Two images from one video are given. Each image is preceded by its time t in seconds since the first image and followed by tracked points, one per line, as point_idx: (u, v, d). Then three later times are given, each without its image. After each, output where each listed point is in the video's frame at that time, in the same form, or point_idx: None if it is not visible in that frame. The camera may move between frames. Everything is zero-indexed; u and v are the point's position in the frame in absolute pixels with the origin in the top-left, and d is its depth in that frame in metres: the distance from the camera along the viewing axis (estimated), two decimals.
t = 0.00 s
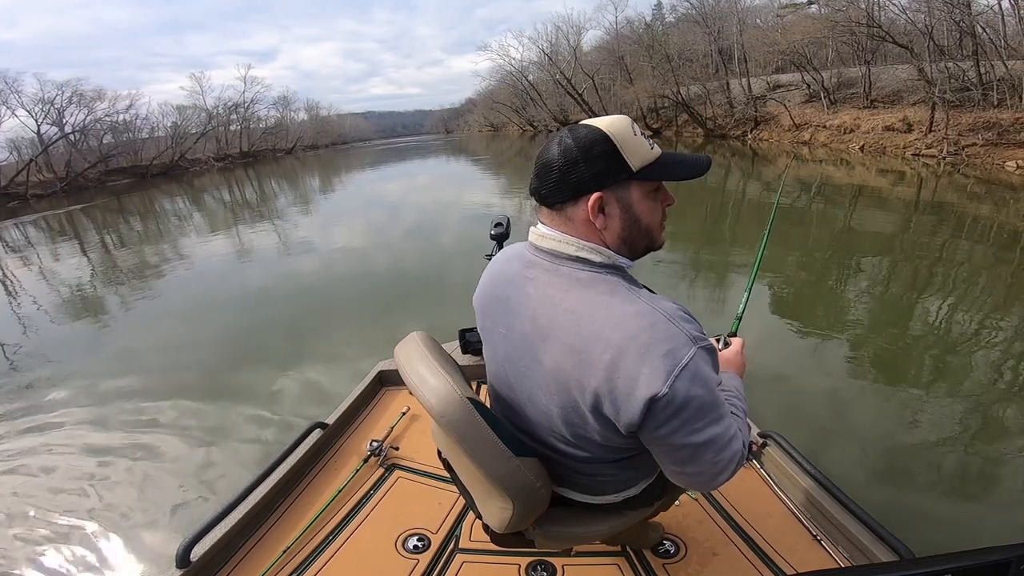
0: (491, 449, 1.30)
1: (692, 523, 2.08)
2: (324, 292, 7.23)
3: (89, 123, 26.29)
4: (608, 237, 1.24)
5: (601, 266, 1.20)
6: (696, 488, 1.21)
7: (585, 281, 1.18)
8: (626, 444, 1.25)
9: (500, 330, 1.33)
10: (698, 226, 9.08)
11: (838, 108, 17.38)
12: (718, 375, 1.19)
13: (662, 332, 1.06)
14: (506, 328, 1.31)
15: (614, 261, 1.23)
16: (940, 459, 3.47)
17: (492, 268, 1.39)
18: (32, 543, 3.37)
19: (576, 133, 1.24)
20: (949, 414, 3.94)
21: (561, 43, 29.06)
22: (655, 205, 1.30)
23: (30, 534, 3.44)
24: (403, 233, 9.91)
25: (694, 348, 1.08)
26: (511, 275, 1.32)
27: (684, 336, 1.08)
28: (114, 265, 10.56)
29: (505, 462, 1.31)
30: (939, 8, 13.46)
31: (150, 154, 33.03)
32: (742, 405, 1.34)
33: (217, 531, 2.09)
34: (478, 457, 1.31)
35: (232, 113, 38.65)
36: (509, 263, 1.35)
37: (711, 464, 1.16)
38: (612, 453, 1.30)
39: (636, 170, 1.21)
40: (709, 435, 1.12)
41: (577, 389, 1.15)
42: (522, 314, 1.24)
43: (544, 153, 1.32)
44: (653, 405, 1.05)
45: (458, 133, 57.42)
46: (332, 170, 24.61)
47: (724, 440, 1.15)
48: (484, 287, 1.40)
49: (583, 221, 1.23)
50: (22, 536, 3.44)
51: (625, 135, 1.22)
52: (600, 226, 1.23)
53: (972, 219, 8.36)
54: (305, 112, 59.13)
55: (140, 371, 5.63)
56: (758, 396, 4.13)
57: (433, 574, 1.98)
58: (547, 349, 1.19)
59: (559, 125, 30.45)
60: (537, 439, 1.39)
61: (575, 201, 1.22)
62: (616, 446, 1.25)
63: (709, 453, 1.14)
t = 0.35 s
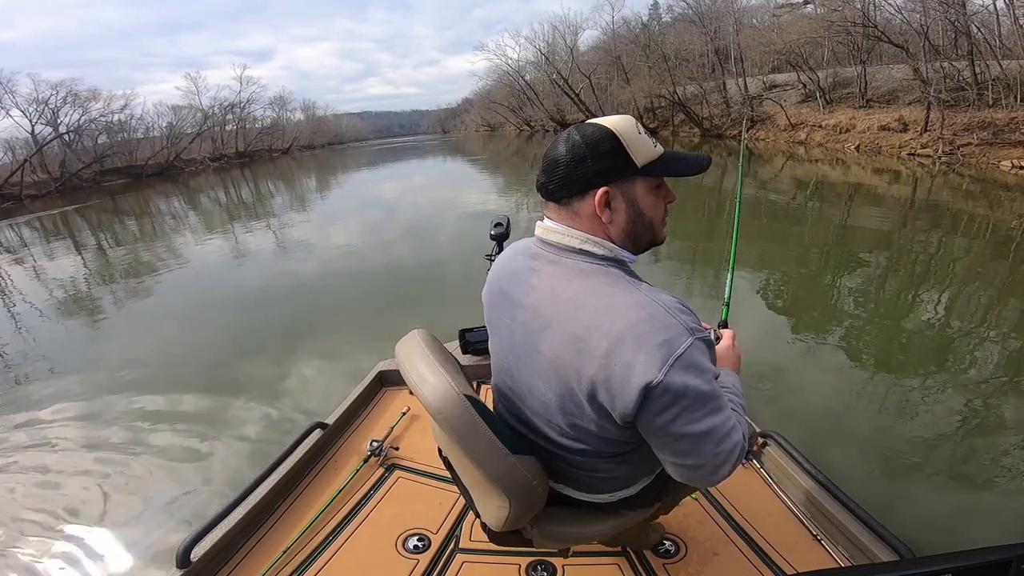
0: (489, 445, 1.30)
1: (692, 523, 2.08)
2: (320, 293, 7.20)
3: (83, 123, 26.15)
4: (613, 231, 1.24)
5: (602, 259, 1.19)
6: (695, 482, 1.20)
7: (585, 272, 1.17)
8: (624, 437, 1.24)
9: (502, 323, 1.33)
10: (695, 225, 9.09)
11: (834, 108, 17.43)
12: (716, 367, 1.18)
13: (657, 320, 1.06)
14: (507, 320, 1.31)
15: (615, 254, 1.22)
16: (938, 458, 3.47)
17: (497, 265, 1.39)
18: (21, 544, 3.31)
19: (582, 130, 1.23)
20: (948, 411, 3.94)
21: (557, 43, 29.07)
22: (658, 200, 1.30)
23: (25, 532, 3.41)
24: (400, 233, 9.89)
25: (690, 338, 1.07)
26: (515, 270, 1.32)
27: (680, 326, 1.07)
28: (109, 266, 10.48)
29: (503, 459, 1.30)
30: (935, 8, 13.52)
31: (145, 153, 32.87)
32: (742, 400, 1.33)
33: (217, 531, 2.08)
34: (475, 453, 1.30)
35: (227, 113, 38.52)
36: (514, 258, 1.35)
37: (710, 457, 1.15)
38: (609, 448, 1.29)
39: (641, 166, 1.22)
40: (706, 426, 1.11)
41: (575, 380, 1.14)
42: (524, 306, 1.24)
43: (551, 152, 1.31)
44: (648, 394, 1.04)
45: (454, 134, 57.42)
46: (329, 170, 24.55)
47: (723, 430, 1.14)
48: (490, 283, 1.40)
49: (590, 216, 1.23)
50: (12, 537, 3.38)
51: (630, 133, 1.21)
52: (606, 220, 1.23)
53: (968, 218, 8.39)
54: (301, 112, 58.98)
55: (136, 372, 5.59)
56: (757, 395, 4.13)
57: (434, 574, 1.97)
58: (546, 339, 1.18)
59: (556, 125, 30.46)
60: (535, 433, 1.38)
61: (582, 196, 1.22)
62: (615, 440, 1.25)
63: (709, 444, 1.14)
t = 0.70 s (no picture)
0: (487, 444, 1.29)
1: (692, 523, 2.07)
2: (317, 293, 7.17)
3: (78, 123, 26.00)
4: (629, 228, 1.26)
5: (600, 255, 1.19)
6: (693, 480, 1.20)
7: (583, 268, 1.17)
8: (622, 433, 1.23)
9: (500, 320, 1.32)
10: (693, 225, 9.08)
11: (830, 108, 17.47)
12: (714, 364, 1.17)
13: (652, 316, 1.05)
14: (505, 317, 1.30)
15: (613, 251, 1.22)
16: (936, 456, 3.47)
17: (499, 263, 1.38)
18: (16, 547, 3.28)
19: (604, 128, 1.25)
20: (945, 410, 3.94)
21: (554, 43, 29.06)
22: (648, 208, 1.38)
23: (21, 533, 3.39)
24: (397, 233, 9.86)
25: (687, 334, 1.07)
26: (514, 266, 1.31)
27: (676, 323, 1.06)
28: (104, 267, 10.41)
29: (500, 459, 1.30)
30: (930, 8, 13.57)
31: (140, 154, 32.71)
32: (741, 396, 1.33)
33: (217, 531, 2.07)
34: (473, 451, 1.30)
35: (223, 113, 38.37)
36: (514, 254, 1.34)
37: (708, 455, 1.15)
38: (607, 446, 1.28)
39: (658, 170, 1.30)
40: (703, 424, 1.11)
41: (571, 377, 1.14)
42: (522, 303, 1.24)
43: (566, 141, 1.25)
44: (643, 390, 1.04)
45: (451, 134, 57.37)
46: (325, 170, 24.48)
47: (721, 428, 1.13)
48: (490, 279, 1.39)
49: (615, 211, 1.22)
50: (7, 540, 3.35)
51: (649, 142, 1.28)
52: (628, 216, 1.25)
53: (964, 217, 8.42)
54: (297, 112, 58.83)
55: (133, 374, 5.56)
56: (756, 394, 4.12)
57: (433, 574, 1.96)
58: (544, 335, 1.18)
59: (553, 125, 30.44)
60: (533, 432, 1.37)
61: (617, 188, 1.21)
62: (613, 437, 1.24)
63: (707, 442, 1.13)
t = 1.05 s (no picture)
0: (488, 442, 1.28)
1: (692, 523, 2.07)
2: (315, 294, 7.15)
3: (74, 124, 25.89)
4: (627, 226, 1.24)
5: (603, 252, 1.18)
6: (693, 479, 1.19)
7: (586, 265, 1.17)
8: (624, 430, 1.22)
9: (504, 316, 1.32)
10: (690, 224, 9.09)
11: (826, 108, 17.51)
12: (715, 363, 1.17)
13: (654, 312, 1.05)
14: (509, 313, 1.30)
15: (616, 249, 1.21)
16: (933, 455, 3.48)
17: (503, 261, 1.38)
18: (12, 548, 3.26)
19: (605, 128, 1.23)
20: (942, 408, 3.95)
21: (551, 43, 29.07)
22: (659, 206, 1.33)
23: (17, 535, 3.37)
24: (395, 234, 9.85)
25: (688, 330, 1.06)
26: (519, 263, 1.31)
27: (678, 318, 1.06)
28: (100, 269, 10.36)
29: (500, 459, 1.29)
30: (925, 8, 13.61)
31: (136, 155, 32.59)
32: (741, 397, 1.33)
33: (216, 531, 2.07)
34: (473, 449, 1.29)
35: (220, 114, 38.26)
36: (519, 252, 1.34)
37: (708, 453, 1.14)
38: (609, 443, 1.28)
39: (661, 168, 1.26)
40: (703, 422, 1.10)
41: (574, 372, 1.14)
42: (527, 299, 1.23)
43: (566, 143, 1.26)
44: (645, 385, 1.03)
45: (448, 134, 57.30)
46: (322, 171, 24.41)
47: (722, 427, 1.13)
48: (495, 276, 1.39)
49: (610, 209, 1.21)
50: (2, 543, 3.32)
51: (652, 138, 1.26)
52: (624, 215, 1.23)
53: (959, 216, 8.44)
54: (294, 113, 58.64)
55: (130, 376, 5.53)
56: (754, 392, 4.12)
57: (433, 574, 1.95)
58: (547, 331, 1.18)
59: (550, 125, 30.44)
60: (534, 429, 1.37)
61: (609, 186, 1.20)
62: (614, 434, 1.24)
63: (707, 441, 1.13)
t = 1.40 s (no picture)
0: (490, 442, 1.28)
1: (691, 524, 2.07)
2: (312, 295, 7.13)
3: (70, 125, 25.80)
4: (624, 226, 1.24)
5: (610, 252, 1.18)
6: (698, 479, 1.19)
7: (594, 264, 1.17)
8: (630, 430, 1.22)
9: (509, 315, 1.32)
10: (688, 224, 9.10)
11: (823, 108, 17.56)
12: (721, 363, 1.17)
13: (664, 312, 1.05)
14: (515, 311, 1.30)
15: (623, 248, 1.21)
16: (931, 454, 3.49)
17: (508, 260, 1.38)
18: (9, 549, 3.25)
19: (597, 129, 1.24)
20: (939, 407, 3.96)
21: (549, 43, 29.09)
22: (667, 201, 1.30)
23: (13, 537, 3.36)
24: (393, 235, 9.84)
25: (697, 330, 1.06)
26: (525, 263, 1.31)
27: (687, 319, 1.06)
28: (97, 270, 10.33)
29: (502, 459, 1.29)
30: (922, 7, 13.66)
31: (133, 155, 32.48)
32: (745, 398, 1.33)
33: (216, 531, 2.06)
34: (476, 448, 1.29)
35: (217, 114, 38.19)
36: (524, 252, 1.34)
37: (713, 453, 1.14)
38: (614, 442, 1.28)
39: (654, 164, 1.23)
40: (710, 422, 1.11)
41: (581, 371, 1.14)
42: (534, 298, 1.23)
43: (562, 147, 1.28)
44: (654, 386, 1.04)
45: (445, 134, 57.29)
46: (320, 171, 24.37)
47: (728, 427, 1.13)
48: (499, 275, 1.39)
49: (601, 209, 1.22)
50: None
51: (644, 133, 1.23)
52: (617, 216, 1.23)
53: (955, 215, 8.47)
54: (291, 113, 58.54)
55: (126, 378, 5.51)
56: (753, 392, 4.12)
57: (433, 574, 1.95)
58: (555, 330, 1.17)
59: (548, 125, 30.44)
60: (537, 429, 1.36)
61: (596, 188, 1.21)
62: (620, 433, 1.24)
63: (712, 442, 1.13)
